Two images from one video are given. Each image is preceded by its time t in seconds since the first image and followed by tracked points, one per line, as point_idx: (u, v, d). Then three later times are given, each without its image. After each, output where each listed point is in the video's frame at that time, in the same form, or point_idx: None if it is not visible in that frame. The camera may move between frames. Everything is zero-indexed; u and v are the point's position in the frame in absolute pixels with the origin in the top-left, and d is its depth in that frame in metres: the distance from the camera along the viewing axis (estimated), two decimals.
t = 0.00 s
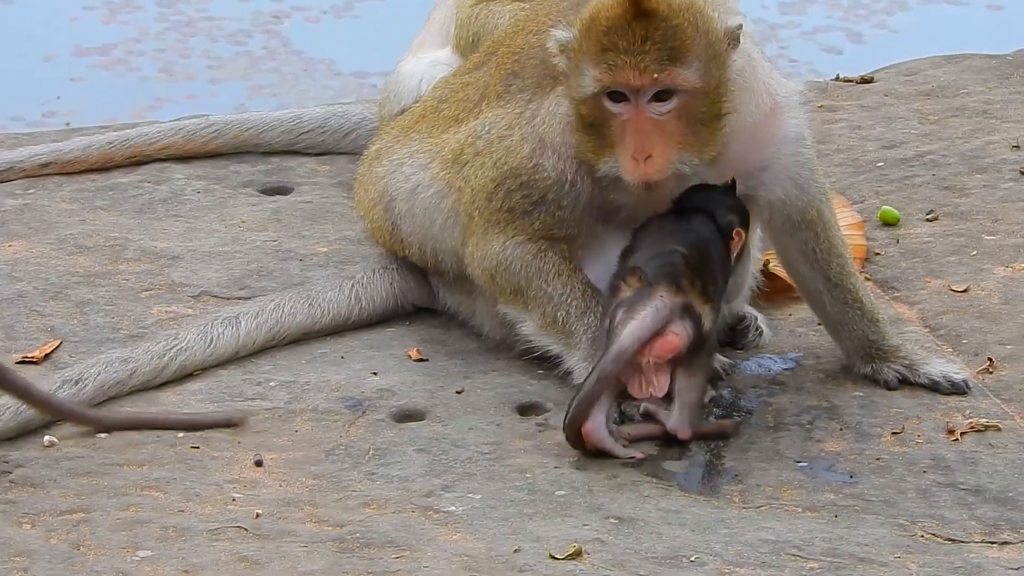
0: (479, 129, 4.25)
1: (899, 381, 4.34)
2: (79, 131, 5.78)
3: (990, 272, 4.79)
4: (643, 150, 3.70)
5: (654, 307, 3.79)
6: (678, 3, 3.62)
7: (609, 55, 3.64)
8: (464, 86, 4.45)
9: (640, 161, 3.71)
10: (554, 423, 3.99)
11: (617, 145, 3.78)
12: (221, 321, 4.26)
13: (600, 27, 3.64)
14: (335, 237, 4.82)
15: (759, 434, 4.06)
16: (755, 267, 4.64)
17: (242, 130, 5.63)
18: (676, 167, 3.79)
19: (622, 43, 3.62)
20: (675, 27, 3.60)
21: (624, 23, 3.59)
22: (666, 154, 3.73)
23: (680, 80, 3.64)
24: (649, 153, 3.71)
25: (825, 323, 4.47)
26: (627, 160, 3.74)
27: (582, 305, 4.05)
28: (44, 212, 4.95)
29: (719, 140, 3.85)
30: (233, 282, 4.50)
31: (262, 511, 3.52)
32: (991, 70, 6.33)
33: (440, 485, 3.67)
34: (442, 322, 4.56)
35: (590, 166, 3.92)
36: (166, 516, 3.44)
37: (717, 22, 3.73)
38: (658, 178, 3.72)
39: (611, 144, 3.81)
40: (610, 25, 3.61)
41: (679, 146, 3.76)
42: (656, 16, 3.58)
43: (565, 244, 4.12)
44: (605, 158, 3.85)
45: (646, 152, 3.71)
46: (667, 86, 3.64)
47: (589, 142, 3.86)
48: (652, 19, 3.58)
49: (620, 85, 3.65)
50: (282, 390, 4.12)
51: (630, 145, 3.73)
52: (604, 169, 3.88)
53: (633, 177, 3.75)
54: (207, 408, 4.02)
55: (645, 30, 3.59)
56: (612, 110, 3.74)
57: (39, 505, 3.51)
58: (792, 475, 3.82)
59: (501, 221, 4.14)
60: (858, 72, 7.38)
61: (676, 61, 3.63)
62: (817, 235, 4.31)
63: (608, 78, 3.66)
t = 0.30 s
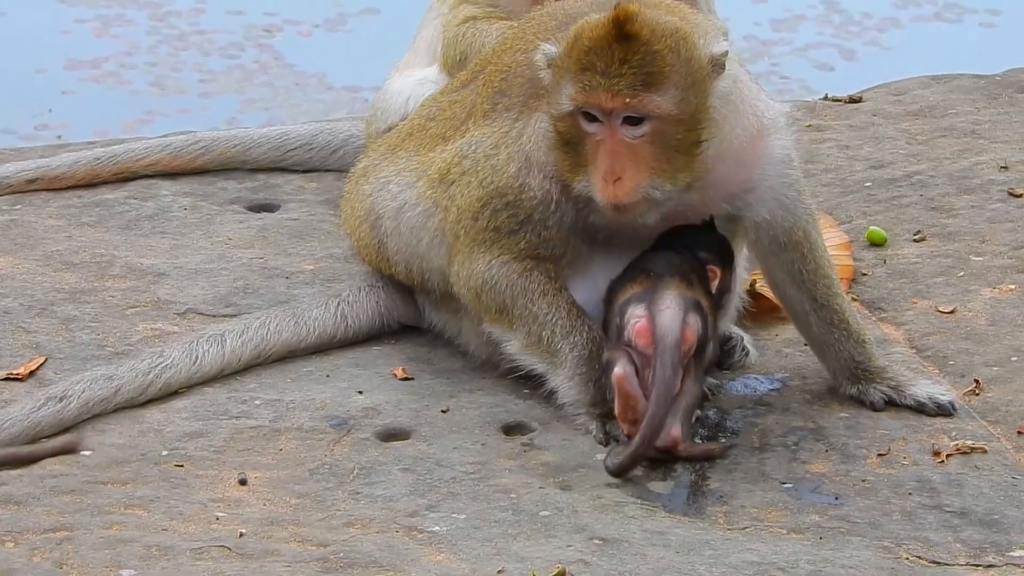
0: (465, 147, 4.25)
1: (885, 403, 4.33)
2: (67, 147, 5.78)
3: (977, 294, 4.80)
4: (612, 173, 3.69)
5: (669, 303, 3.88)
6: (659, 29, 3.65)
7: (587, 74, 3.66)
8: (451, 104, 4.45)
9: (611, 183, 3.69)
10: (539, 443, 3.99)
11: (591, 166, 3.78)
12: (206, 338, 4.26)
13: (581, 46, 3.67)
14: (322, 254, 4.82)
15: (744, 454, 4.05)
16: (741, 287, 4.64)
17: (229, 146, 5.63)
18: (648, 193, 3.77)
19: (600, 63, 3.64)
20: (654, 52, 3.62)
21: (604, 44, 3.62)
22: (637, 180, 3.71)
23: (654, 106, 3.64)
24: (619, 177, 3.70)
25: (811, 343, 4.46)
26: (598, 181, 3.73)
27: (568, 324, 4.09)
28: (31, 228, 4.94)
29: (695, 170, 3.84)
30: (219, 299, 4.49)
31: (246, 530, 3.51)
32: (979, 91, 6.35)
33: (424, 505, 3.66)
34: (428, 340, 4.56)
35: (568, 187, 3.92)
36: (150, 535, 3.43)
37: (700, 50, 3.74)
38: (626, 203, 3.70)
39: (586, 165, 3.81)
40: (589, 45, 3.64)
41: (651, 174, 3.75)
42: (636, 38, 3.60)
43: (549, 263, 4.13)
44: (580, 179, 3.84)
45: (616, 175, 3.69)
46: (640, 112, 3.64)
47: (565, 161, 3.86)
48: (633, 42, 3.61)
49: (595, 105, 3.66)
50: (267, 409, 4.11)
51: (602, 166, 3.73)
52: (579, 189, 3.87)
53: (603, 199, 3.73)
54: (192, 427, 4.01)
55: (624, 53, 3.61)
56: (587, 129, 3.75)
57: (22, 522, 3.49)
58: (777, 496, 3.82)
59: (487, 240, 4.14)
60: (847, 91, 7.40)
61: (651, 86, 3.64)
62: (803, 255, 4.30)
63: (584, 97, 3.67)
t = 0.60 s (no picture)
0: (450, 170, 4.24)
1: (869, 428, 4.32)
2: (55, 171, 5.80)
3: (963, 318, 4.80)
4: (584, 198, 3.74)
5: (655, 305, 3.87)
6: (633, 57, 3.72)
7: (561, 100, 3.73)
8: (439, 124, 4.43)
9: (582, 208, 3.74)
10: (521, 468, 3.98)
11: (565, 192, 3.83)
12: (189, 362, 4.26)
13: (556, 72, 3.75)
14: (307, 279, 4.82)
15: (727, 479, 4.04)
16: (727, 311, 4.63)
17: (217, 171, 5.65)
18: (622, 219, 3.81)
19: (573, 89, 3.71)
20: (626, 78, 3.69)
21: (578, 70, 3.70)
22: (609, 206, 3.76)
23: (625, 132, 3.70)
24: (591, 202, 3.74)
25: (795, 368, 4.45)
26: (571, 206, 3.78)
27: (551, 349, 4.08)
28: (18, 252, 4.95)
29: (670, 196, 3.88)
30: (203, 323, 4.50)
31: (225, 554, 3.50)
32: (969, 115, 6.34)
33: (405, 530, 3.65)
34: (412, 364, 4.56)
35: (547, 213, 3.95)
36: (129, 559, 3.42)
37: (676, 78, 3.80)
38: (598, 227, 3.74)
39: (562, 190, 3.86)
40: (564, 71, 3.73)
41: (624, 200, 3.79)
42: (609, 65, 3.68)
43: (534, 287, 4.11)
44: (556, 204, 3.89)
45: (588, 199, 3.74)
46: (612, 138, 3.70)
47: (542, 188, 3.91)
48: (606, 69, 3.68)
49: (568, 131, 3.73)
50: (250, 433, 4.11)
51: (574, 192, 3.77)
52: (555, 215, 3.91)
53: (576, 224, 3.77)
54: (173, 451, 4.01)
55: (597, 79, 3.69)
56: (563, 156, 3.81)
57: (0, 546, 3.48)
58: (760, 521, 3.80)
59: (472, 263, 4.13)
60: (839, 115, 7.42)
61: (622, 112, 3.70)
62: (788, 280, 4.27)
63: (558, 123, 3.74)
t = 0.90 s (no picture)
0: (419, 181, 4.23)
1: (841, 434, 4.32)
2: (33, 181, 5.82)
3: (937, 324, 4.80)
4: (553, 221, 3.68)
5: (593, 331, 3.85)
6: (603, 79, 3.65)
7: (530, 120, 3.67)
8: (410, 133, 4.42)
9: (552, 230, 3.69)
10: (492, 474, 3.97)
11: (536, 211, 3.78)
12: (160, 370, 4.27)
13: (525, 92, 3.68)
14: (282, 286, 4.84)
15: (697, 487, 4.04)
16: (699, 316, 4.63)
17: (193, 180, 5.68)
18: (591, 240, 3.76)
19: (541, 110, 3.64)
20: (596, 102, 3.63)
21: (547, 92, 3.63)
22: (579, 227, 3.71)
23: (594, 156, 3.65)
24: (561, 223, 3.70)
25: (767, 374, 4.45)
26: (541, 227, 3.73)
27: (521, 357, 4.09)
28: None
29: (640, 215, 3.84)
30: (177, 331, 4.52)
31: (193, 562, 3.49)
32: (949, 122, 6.42)
33: (373, 537, 3.64)
34: (385, 372, 4.57)
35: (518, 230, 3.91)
36: (96, 568, 3.42)
37: (645, 98, 3.74)
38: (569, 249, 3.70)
39: (532, 209, 3.81)
40: (533, 92, 3.65)
41: (594, 221, 3.74)
42: (578, 88, 3.61)
43: (504, 296, 4.12)
44: (527, 222, 3.84)
45: (558, 221, 3.69)
46: (581, 161, 3.65)
47: (513, 205, 3.86)
48: (575, 92, 3.62)
49: (538, 152, 3.67)
50: (220, 441, 4.11)
51: (544, 213, 3.73)
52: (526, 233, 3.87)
53: (546, 245, 3.72)
54: (143, 459, 4.01)
55: (565, 102, 3.62)
56: (532, 175, 3.75)
57: None
58: (729, 528, 3.79)
59: (442, 273, 4.13)
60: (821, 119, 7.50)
61: (590, 135, 3.64)
62: (760, 287, 4.24)
63: (528, 143, 3.68)
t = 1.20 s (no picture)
0: (385, 189, 4.16)
1: (806, 442, 4.22)
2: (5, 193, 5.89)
3: (905, 333, 4.82)
4: (509, 229, 3.68)
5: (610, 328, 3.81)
6: (564, 92, 3.64)
7: (490, 128, 3.64)
8: (375, 141, 4.38)
9: (507, 238, 3.68)
10: (455, 483, 3.88)
11: (494, 219, 3.76)
12: (125, 381, 4.27)
13: (487, 101, 3.66)
14: (250, 296, 4.93)
15: (661, 494, 3.87)
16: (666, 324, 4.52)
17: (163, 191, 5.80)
18: (547, 251, 3.76)
19: (501, 120, 3.62)
20: (555, 115, 3.61)
21: (507, 102, 3.61)
22: (535, 236, 3.71)
23: (552, 166, 3.64)
24: (516, 232, 3.69)
25: (731, 381, 4.34)
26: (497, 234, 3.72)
27: (485, 365, 4.01)
28: None
29: (598, 227, 3.84)
30: (144, 341, 4.56)
31: (152, 571, 3.41)
32: (921, 131, 6.87)
33: (334, 545, 3.52)
34: (351, 381, 4.58)
35: (476, 238, 3.88)
36: None
37: (606, 111, 3.72)
38: (523, 258, 3.70)
39: (490, 216, 3.79)
40: (494, 101, 3.63)
41: (550, 231, 3.73)
42: (538, 99, 3.60)
43: (469, 304, 4.05)
44: (483, 229, 3.82)
45: (513, 230, 3.68)
46: (537, 170, 3.63)
47: (470, 212, 3.84)
48: (535, 104, 3.60)
49: (496, 159, 3.65)
50: (184, 450, 4.07)
51: (500, 220, 3.72)
52: (482, 240, 3.85)
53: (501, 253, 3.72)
54: (107, 468, 3.98)
55: (525, 113, 3.60)
56: (491, 182, 3.73)
57: None
58: (692, 536, 3.63)
59: (407, 280, 4.05)
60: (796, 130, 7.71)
61: (548, 146, 3.62)
62: (727, 295, 4.11)
63: (487, 151, 3.66)
